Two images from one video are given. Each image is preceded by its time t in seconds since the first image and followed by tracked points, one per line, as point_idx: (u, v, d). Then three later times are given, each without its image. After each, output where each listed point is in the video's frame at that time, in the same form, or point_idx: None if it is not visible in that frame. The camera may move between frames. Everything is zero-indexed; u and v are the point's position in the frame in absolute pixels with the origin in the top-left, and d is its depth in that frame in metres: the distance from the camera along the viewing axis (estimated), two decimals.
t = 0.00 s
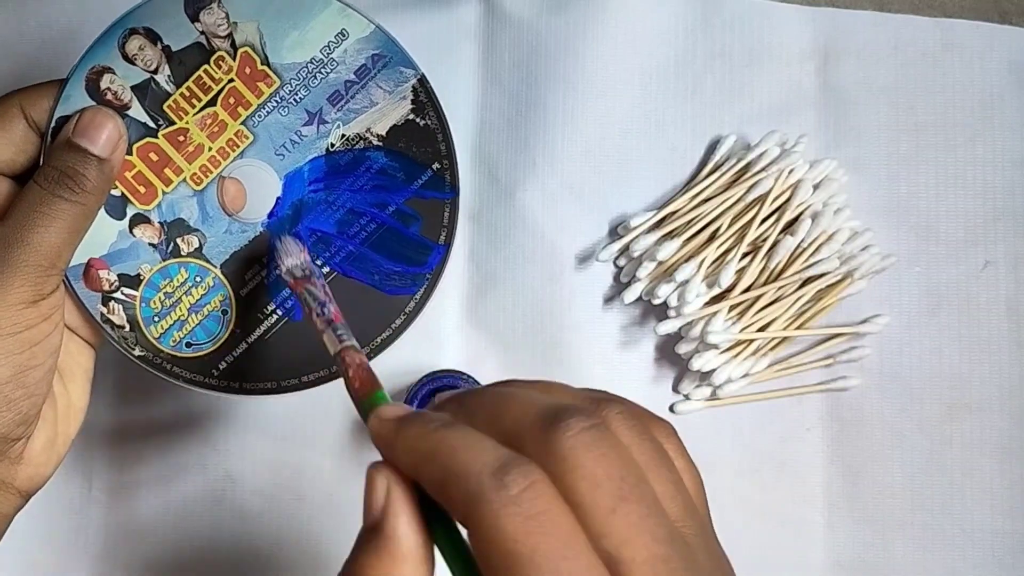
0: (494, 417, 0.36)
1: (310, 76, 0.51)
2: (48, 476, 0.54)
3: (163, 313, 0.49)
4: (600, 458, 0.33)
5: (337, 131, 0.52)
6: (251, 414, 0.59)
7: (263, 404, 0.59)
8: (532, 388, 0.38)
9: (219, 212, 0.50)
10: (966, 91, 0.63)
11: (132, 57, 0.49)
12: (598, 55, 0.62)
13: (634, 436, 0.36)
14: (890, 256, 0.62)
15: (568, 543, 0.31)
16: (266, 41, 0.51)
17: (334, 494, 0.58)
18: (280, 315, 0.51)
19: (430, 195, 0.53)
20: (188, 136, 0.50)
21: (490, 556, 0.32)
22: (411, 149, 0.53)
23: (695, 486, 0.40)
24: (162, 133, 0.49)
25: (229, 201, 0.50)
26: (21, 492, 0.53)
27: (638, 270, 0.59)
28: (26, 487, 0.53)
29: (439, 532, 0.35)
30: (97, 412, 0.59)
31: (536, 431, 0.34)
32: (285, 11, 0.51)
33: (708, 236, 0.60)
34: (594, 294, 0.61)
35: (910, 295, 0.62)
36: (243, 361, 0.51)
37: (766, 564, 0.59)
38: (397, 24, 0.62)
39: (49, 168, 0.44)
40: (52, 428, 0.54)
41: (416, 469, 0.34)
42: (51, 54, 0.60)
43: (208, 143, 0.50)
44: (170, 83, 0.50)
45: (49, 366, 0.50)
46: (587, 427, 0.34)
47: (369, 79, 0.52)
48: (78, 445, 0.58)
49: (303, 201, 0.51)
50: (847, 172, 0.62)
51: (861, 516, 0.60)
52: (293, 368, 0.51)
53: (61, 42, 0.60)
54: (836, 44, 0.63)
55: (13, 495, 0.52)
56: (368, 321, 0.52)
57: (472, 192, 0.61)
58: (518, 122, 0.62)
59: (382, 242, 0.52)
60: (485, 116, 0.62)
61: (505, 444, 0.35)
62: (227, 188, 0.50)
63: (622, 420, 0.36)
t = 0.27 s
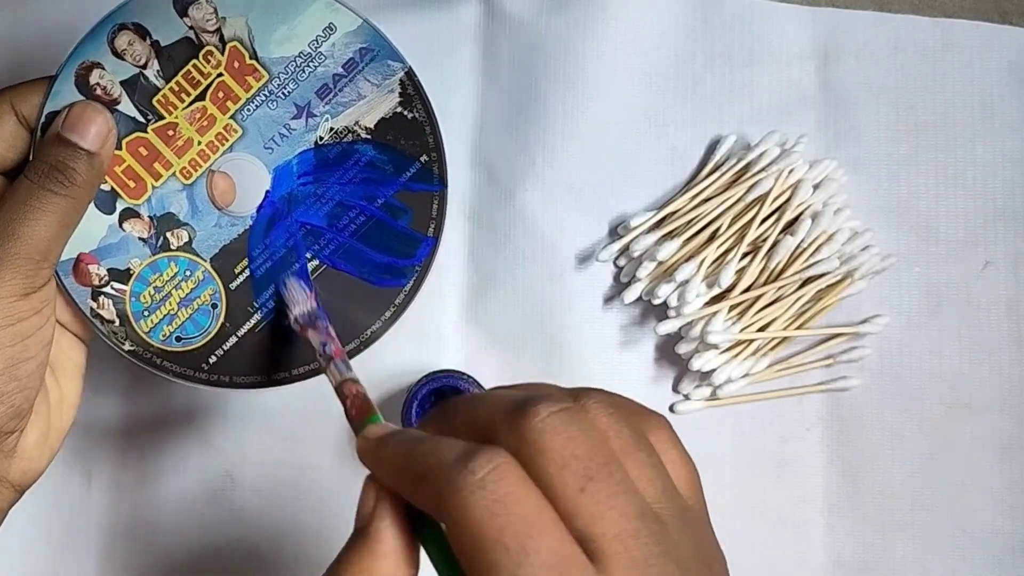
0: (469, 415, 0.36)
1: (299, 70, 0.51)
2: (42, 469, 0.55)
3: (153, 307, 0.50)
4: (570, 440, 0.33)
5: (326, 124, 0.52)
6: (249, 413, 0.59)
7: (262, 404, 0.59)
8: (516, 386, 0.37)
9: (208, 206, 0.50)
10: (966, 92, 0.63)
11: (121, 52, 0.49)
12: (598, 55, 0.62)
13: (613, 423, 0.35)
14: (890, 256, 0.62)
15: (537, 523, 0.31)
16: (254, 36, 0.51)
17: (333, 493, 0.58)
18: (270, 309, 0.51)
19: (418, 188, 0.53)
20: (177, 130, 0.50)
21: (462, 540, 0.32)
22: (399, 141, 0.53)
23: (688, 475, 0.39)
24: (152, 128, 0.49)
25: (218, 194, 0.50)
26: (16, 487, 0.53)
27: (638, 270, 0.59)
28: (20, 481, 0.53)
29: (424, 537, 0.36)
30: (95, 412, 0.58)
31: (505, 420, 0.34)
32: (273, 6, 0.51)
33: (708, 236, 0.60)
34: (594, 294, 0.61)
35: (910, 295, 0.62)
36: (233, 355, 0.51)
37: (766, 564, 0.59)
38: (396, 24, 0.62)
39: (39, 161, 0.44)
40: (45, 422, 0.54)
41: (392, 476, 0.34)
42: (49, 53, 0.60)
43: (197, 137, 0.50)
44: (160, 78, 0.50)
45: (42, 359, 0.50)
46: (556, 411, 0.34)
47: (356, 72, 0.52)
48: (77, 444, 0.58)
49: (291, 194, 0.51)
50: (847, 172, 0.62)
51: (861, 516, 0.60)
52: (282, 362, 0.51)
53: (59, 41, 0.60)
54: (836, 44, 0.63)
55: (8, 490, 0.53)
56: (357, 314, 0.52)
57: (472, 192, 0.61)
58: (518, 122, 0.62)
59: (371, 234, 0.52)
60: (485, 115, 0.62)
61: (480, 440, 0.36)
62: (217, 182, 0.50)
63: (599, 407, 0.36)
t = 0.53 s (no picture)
0: (477, 399, 0.35)
1: (296, 69, 0.51)
2: (41, 468, 0.55)
3: (151, 306, 0.50)
4: (579, 439, 0.32)
5: (323, 123, 0.51)
6: (251, 413, 0.59)
7: (263, 404, 0.59)
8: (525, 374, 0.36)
9: (205, 205, 0.50)
10: (965, 92, 0.64)
11: (120, 53, 0.49)
12: (598, 55, 0.62)
13: (622, 420, 0.35)
14: (890, 256, 0.62)
15: (539, 518, 0.31)
16: (252, 35, 0.51)
17: (334, 492, 0.58)
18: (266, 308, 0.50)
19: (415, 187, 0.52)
20: (175, 130, 0.50)
21: (464, 533, 0.31)
22: (396, 139, 0.52)
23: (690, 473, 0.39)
24: (150, 127, 0.49)
25: (215, 193, 0.50)
26: (16, 487, 0.53)
27: (638, 270, 0.59)
28: (20, 480, 0.53)
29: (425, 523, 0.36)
30: (97, 412, 0.59)
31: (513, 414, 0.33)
32: (270, 6, 0.51)
33: (708, 236, 0.60)
34: (594, 294, 0.61)
35: (910, 295, 0.62)
36: (230, 353, 0.51)
37: (766, 563, 0.59)
38: (396, 24, 0.62)
39: (39, 160, 0.44)
40: (44, 420, 0.54)
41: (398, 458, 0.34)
42: (51, 54, 0.60)
43: (195, 136, 0.50)
44: (158, 78, 0.50)
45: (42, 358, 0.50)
46: (566, 407, 0.33)
47: (353, 71, 0.52)
48: (78, 444, 0.58)
49: (289, 193, 0.51)
50: (847, 172, 0.63)
51: (860, 516, 0.60)
52: (279, 360, 0.51)
53: (62, 42, 0.60)
54: (835, 44, 0.63)
55: (8, 488, 0.53)
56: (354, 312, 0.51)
57: (472, 193, 0.62)
58: (518, 122, 0.62)
59: (368, 233, 0.51)
60: (485, 116, 0.62)
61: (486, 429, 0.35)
62: (214, 181, 0.50)
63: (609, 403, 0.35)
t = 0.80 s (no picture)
0: (488, 393, 0.35)
1: (283, 60, 0.51)
2: (33, 465, 0.54)
3: (142, 300, 0.50)
4: (590, 434, 0.32)
5: (311, 114, 0.51)
6: (249, 413, 0.59)
7: (262, 404, 0.59)
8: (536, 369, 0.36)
9: (196, 199, 0.50)
10: (965, 92, 0.64)
11: (106, 48, 0.49)
12: (599, 55, 0.62)
13: (638, 417, 0.35)
14: (890, 256, 0.62)
15: (552, 513, 0.31)
16: (238, 27, 0.51)
17: (334, 492, 0.58)
18: (260, 299, 0.50)
19: (404, 175, 0.52)
20: (163, 123, 0.50)
21: (477, 527, 0.31)
22: (383, 127, 0.52)
23: (712, 475, 0.38)
24: (138, 121, 0.49)
25: (205, 186, 0.50)
26: (9, 483, 0.53)
27: (638, 270, 0.59)
28: (14, 478, 0.53)
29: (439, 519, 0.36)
30: (95, 411, 0.59)
31: (524, 410, 0.33)
32: None
33: (707, 236, 0.60)
34: (594, 294, 0.61)
35: (910, 295, 0.62)
36: (222, 346, 0.50)
37: (766, 563, 0.59)
38: (395, 24, 0.62)
39: (26, 155, 0.44)
40: (37, 416, 0.54)
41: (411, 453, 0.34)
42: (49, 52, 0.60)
43: (184, 129, 0.50)
44: (145, 72, 0.50)
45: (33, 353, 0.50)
46: (576, 404, 0.32)
47: (340, 61, 0.52)
48: (76, 444, 0.58)
49: (278, 184, 0.51)
50: (847, 172, 0.63)
51: (860, 516, 0.60)
52: (272, 352, 0.51)
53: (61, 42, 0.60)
54: (835, 44, 0.63)
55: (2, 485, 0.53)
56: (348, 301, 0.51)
57: (472, 193, 0.62)
58: (518, 123, 0.62)
59: (358, 222, 0.51)
60: (485, 115, 0.62)
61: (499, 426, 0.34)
62: (204, 175, 0.50)
63: (624, 400, 0.35)
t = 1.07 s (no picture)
0: (471, 396, 0.34)
1: (310, 97, 0.51)
2: (32, 468, 0.55)
3: (137, 313, 0.50)
4: (579, 444, 0.31)
5: (330, 154, 0.51)
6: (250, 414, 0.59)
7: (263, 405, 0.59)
8: (520, 364, 0.35)
9: (204, 222, 0.50)
10: (965, 92, 0.64)
11: (135, 58, 0.50)
12: (599, 56, 0.62)
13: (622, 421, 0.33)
14: (890, 256, 0.62)
15: (541, 528, 0.30)
16: (269, 57, 0.51)
17: (335, 493, 0.58)
18: (253, 330, 0.50)
19: (416, 230, 0.52)
20: (181, 142, 0.50)
21: (465, 542, 0.31)
22: (401, 180, 0.52)
23: (699, 470, 0.38)
24: (156, 136, 0.50)
25: (216, 210, 0.50)
26: (8, 486, 0.54)
27: (638, 270, 0.59)
28: (13, 481, 0.54)
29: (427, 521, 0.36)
30: (97, 412, 0.59)
31: (511, 418, 0.32)
32: (292, 30, 0.51)
33: (707, 236, 0.60)
34: (594, 294, 0.61)
35: (910, 295, 0.62)
36: (211, 369, 0.51)
37: (767, 564, 0.59)
38: (396, 25, 0.62)
39: (42, 161, 0.43)
40: (37, 420, 0.54)
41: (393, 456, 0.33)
42: (51, 54, 0.60)
43: (201, 151, 0.50)
44: (170, 88, 0.50)
45: (38, 360, 0.51)
46: (562, 414, 0.31)
47: (367, 107, 0.52)
48: (78, 445, 0.58)
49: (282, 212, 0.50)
50: (846, 172, 0.63)
51: (861, 516, 0.60)
52: (260, 382, 0.51)
53: (63, 44, 0.60)
54: (835, 44, 0.63)
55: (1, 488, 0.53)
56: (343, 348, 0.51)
57: (472, 193, 0.62)
58: (518, 123, 0.62)
59: (363, 271, 0.51)
60: (485, 116, 0.62)
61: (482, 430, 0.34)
62: (215, 198, 0.50)
63: (608, 406, 0.33)
